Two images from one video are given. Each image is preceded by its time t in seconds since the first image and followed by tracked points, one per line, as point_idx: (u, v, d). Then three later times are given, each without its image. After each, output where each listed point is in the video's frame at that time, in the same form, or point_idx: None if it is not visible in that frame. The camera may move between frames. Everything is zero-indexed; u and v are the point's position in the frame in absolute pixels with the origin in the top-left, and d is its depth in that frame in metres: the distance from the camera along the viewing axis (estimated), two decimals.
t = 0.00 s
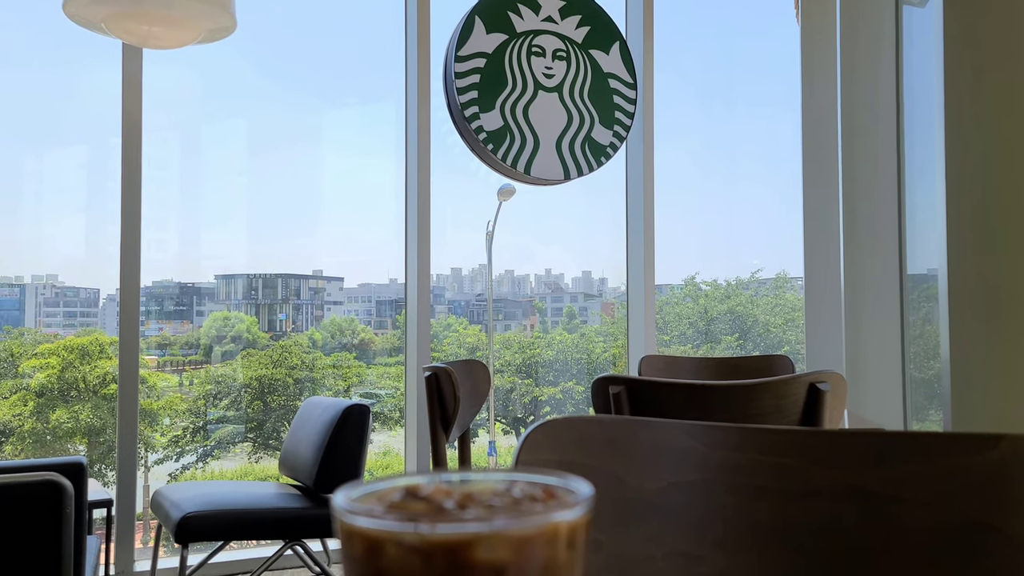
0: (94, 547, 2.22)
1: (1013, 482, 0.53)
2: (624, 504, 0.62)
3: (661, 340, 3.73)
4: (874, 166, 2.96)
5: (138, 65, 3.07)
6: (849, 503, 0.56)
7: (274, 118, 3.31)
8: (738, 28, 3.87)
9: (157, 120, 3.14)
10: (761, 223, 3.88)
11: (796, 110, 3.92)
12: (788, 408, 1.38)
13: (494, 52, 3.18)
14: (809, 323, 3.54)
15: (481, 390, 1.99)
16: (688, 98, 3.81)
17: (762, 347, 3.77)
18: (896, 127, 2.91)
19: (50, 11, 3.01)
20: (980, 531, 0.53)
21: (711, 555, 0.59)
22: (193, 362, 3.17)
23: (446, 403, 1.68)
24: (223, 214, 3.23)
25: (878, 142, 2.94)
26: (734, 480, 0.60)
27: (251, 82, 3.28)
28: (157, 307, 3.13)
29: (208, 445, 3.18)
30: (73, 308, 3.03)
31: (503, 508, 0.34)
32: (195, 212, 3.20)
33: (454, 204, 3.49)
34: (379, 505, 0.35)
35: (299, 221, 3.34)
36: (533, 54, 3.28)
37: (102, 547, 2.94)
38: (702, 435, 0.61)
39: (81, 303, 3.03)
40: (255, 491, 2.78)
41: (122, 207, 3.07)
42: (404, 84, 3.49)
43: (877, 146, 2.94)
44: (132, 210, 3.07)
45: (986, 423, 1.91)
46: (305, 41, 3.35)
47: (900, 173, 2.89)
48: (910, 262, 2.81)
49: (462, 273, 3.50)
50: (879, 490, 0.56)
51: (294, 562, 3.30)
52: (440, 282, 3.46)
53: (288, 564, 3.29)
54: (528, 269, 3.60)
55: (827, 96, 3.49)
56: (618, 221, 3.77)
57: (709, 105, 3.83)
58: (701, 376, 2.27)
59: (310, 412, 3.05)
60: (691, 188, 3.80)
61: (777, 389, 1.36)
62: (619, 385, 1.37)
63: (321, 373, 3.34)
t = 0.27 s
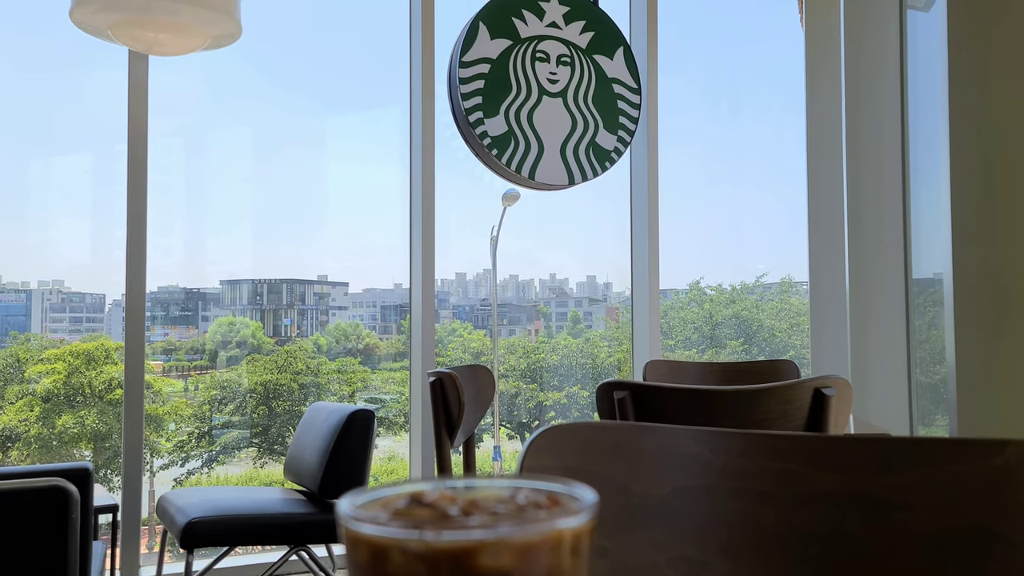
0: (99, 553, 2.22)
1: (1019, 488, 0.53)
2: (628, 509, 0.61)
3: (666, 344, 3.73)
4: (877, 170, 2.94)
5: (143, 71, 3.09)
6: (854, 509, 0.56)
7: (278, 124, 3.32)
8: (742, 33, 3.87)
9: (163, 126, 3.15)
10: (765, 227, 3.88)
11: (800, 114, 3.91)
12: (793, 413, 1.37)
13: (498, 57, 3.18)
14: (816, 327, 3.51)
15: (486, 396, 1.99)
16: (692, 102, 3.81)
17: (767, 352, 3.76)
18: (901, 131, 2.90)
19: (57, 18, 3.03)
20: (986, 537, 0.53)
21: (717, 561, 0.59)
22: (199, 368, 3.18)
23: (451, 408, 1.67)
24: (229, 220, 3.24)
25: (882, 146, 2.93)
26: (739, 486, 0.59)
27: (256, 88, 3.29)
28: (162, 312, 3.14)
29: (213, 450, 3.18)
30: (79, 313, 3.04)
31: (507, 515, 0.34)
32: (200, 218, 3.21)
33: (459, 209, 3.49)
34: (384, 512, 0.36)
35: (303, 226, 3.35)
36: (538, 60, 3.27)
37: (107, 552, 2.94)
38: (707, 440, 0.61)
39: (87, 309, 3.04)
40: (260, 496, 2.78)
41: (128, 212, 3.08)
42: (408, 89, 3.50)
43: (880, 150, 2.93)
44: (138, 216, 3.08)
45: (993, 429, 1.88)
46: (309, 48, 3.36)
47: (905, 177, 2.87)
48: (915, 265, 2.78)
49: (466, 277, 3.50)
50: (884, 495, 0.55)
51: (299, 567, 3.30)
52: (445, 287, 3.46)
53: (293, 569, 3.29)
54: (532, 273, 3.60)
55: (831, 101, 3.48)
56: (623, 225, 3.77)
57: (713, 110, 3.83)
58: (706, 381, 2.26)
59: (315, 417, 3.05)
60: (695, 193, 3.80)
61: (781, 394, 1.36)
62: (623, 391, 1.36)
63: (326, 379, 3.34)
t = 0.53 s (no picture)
0: (103, 560, 2.22)
1: None
2: (632, 517, 0.61)
3: (670, 351, 3.73)
4: (880, 175, 2.91)
5: (148, 79, 3.10)
6: (859, 516, 0.56)
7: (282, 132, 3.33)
8: (744, 40, 3.88)
9: (167, 134, 3.16)
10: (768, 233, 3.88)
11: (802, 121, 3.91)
12: (797, 420, 1.37)
13: (501, 65, 3.19)
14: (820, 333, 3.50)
15: (490, 403, 1.99)
16: (694, 109, 3.81)
17: (772, 358, 3.77)
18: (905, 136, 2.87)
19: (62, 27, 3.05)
20: (991, 545, 0.52)
21: (721, 569, 0.59)
22: (203, 375, 3.18)
23: (455, 415, 1.68)
24: (232, 227, 3.25)
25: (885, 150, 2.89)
26: (743, 494, 0.59)
27: (259, 96, 3.30)
28: (167, 319, 3.14)
29: (216, 457, 3.18)
30: (84, 320, 3.04)
31: (510, 523, 0.34)
32: (204, 225, 3.21)
33: (462, 216, 3.50)
34: (387, 521, 0.35)
35: (307, 233, 3.35)
36: (541, 68, 3.29)
37: (111, 560, 2.94)
38: (709, 448, 0.61)
39: (92, 316, 3.05)
40: (263, 504, 2.78)
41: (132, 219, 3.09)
42: (412, 97, 3.51)
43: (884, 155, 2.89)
44: (142, 223, 3.09)
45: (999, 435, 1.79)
46: (312, 56, 3.37)
47: (907, 182, 2.85)
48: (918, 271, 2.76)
49: (469, 284, 3.50)
50: (888, 503, 0.55)
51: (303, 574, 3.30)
52: (448, 293, 3.46)
53: None
54: (535, 280, 3.60)
55: (834, 107, 3.48)
56: (626, 232, 3.77)
57: (716, 116, 3.83)
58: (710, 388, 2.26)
59: (318, 424, 3.05)
60: (698, 200, 3.80)
61: (786, 401, 1.35)
62: (627, 398, 1.37)
63: (329, 386, 3.35)
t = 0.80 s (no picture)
0: (108, 564, 2.22)
1: None
2: (635, 522, 0.61)
3: (674, 354, 3.72)
4: (884, 177, 2.88)
5: (152, 84, 3.11)
6: (863, 520, 0.55)
7: (286, 137, 3.33)
8: (746, 45, 3.90)
9: (171, 138, 3.17)
10: (771, 236, 3.90)
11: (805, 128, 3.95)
12: (802, 424, 1.37)
13: (504, 68, 3.19)
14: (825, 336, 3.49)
15: (493, 407, 1.99)
16: (697, 112, 3.81)
17: (776, 361, 3.79)
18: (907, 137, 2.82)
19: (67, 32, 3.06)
20: (997, 548, 0.52)
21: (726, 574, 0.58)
22: (207, 379, 3.18)
23: (458, 419, 1.67)
24: (236, 231, 3.25)
25: (889, 152, 2.85)
26: (746, 498, 0.59)
27: (263, 100, 3.31)
28: (171, 323, 3.15)
29: (220, 461, 3.18)
30: (88, 325, 3.05)
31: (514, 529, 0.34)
32: (208, 229, 3.22)
33: (466, 220, 3.49)
34: (391, 527, 0.35)
35: (311, 236, 3.36)
36: (545, 71, 3.29)
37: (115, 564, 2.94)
38: (713, 452, 0.61)
39: (96, 320, 3.06)
40: (267, 508, 2.78)
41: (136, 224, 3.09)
42: (415, 101, 3.52)
43: (888, 157, 2.85)
44: (147, 228, 3.09)
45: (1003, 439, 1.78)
46: (315, 61, 3.38)
47: (910, 184, 2.81)
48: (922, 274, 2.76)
49: (473, 287, 3.49)
50: (892, 507, 0.55)
51: None
52: (452, 297, 3.45)
53: None
54: (539, 283, 3.60)
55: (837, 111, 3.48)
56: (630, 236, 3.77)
57: (720, 120, 3.84)
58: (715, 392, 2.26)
59: (322, 428, 3.05)
60: (702, 203, 3.79)
61: (789, 405, 1.35)
62: (631, 402, 1.37)
63: (333, 390, 3.35)
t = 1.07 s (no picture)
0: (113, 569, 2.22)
1: None
2: (640, 526, 0.61)
3: (678, 357, 3.71)
4: (888, 180, 2.86)
5: (157, 89, 3.12)
6: (868, 524, 0.55)
7: (290, 141, 3.34)
8: (749, 48, 3.91)
9: (176, 143, 3.18)
10: (775, 239, 3.90)
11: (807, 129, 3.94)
12: (805, 427, 1.36)
13: (507, 72, 3.19)
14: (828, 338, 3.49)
15: (497, 411, 1.99)
16: (701, 115, 3.81)
17: (780, 365, 3.80)
18: (913, 139, 2.81)
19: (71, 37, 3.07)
20: (1002, 552, 0.52)
21: None
22: (211, 383, 3.19)
23: (462, 424, 1.67)
24: (240, 235, 3.26)
25: (894, 154, 2.84)
26: (751, 502, 0.59)
27: (266, 105, 3.31)
28: (175, 328, 3.15)
29: (225, 465, 3.19)
30: (93, 329, 3.05)
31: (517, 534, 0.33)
32: (213, 233, 3.22)
33: (469, 224, 3.50)
34: (394, 533, 0.35)
35: (314, 241, 3.37)
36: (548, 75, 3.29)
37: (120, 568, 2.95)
38: (717, 456, 0.60)
39: (101, 325, 3.06)
40: (272, 512, 2.78)
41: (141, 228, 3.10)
42: (419, 105, 3.53)
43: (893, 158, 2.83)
44: (151, 233, 3.10)
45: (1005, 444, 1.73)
46: (319, 66, 3.39)
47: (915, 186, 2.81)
48: (926, 277, 2.75)
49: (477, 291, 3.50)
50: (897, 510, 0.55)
51: None
52: (456, 301, 3.46)
53: None
54: (542, 287, 3.60)
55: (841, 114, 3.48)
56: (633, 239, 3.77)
57: (723, 123, 3.84)
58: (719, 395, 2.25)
59: (327, 432, 3.05)
60: (706, 206, 3.80)
61: (794, 408, 1.35)
62: (634, 405, 1.36)
63: (337, 394, 3.35)
